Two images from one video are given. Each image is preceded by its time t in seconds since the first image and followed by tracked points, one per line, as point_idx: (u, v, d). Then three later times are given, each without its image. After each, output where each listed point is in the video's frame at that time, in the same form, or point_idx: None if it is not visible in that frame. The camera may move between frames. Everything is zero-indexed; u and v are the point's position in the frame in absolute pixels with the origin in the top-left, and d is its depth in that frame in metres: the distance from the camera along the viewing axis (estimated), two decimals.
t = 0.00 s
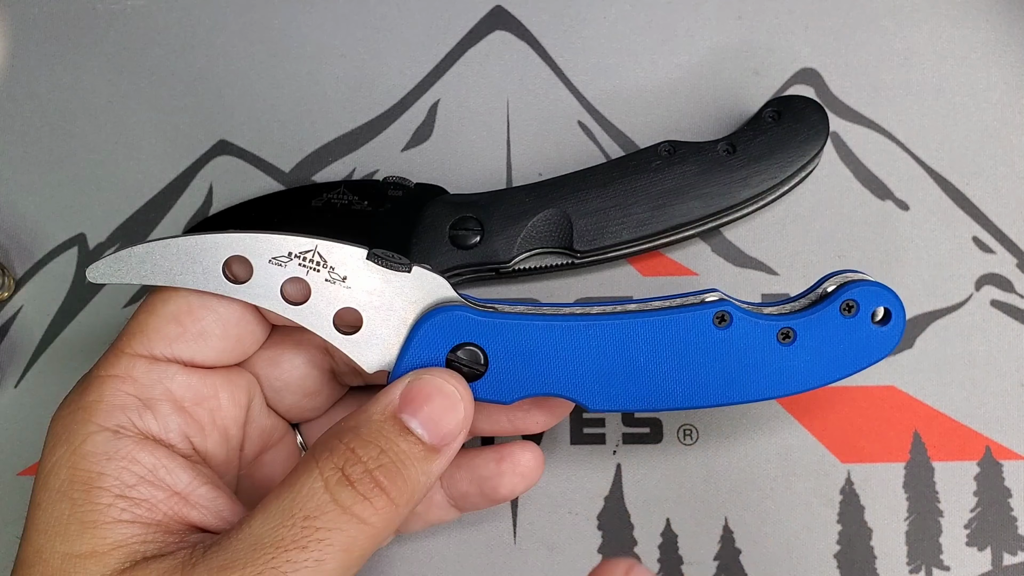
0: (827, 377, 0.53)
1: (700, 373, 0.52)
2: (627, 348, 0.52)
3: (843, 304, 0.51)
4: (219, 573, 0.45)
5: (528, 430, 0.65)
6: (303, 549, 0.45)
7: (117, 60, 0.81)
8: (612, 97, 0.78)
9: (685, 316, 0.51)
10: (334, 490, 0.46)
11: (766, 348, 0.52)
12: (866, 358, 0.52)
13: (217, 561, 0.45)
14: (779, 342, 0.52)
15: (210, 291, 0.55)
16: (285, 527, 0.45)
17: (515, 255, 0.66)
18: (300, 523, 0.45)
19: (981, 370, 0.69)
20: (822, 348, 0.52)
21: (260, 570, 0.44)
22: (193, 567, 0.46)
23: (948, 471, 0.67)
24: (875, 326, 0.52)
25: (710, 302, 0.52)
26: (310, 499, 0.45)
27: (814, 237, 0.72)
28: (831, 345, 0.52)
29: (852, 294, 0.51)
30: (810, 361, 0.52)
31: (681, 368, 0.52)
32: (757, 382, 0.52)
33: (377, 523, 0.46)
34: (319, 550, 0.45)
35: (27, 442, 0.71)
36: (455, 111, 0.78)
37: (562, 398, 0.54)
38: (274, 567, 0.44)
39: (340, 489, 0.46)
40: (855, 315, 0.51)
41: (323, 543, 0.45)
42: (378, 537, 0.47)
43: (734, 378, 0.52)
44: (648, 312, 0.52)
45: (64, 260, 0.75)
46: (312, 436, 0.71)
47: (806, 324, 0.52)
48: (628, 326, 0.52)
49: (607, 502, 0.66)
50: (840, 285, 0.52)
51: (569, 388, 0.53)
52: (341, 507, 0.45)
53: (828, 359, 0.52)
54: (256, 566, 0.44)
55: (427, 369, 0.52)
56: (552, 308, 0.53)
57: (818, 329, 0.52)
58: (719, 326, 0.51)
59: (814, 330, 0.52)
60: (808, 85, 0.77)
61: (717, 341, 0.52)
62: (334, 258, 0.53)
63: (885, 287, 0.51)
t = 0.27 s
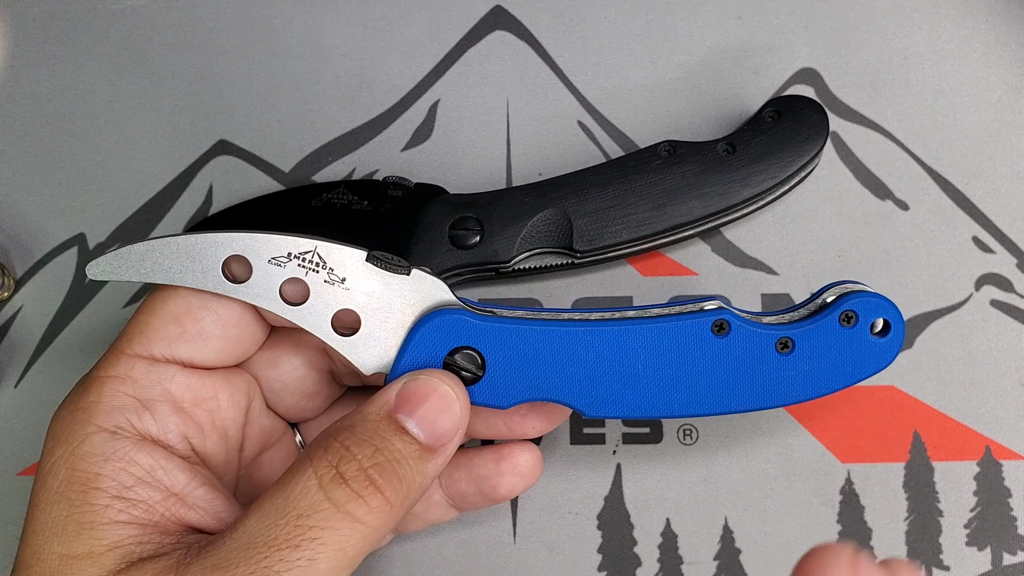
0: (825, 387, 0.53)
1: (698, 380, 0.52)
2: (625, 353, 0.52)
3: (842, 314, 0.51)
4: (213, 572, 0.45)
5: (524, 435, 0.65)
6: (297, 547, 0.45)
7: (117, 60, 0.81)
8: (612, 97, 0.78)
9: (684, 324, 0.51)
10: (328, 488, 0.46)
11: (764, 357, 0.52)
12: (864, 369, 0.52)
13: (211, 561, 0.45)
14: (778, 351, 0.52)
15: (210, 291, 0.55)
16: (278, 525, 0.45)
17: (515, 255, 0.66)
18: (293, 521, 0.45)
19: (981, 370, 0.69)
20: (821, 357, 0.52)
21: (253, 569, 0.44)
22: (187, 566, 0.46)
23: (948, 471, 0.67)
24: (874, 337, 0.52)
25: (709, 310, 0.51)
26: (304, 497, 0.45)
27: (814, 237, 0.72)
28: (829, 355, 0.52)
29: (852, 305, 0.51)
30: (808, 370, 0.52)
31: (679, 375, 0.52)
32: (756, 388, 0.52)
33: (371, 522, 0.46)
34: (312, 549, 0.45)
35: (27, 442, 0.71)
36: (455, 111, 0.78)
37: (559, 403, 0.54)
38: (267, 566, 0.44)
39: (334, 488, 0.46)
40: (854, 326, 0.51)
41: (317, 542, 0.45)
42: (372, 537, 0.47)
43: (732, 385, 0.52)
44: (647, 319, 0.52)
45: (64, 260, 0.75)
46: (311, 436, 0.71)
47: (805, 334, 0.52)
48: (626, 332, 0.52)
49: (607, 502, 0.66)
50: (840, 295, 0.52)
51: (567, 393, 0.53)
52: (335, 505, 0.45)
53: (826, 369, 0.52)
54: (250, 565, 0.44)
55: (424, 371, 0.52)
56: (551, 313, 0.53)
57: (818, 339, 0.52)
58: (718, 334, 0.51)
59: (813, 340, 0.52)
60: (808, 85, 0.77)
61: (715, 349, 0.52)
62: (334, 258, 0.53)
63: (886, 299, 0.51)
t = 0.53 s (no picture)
0: (825, 385, 0.53)
1: (699, 378, 0.52)
2: (626, 351, 0.52)
3: (843, 312, 0.51)
4: (216, 571, 0.45)
5: (525, 432, 0.65)
6: (300, 546, 0.45)
7: (117, 60, 0.81)
8: (612, 97, 0.78)
9: (685, 322, 0.51)
10: (331, 487, 0.46)
11: (765, 355, 0.52)
12: (865, 367, 0.52)
13: (214, 560, 0.45)
14: (778, 349, 0.52)
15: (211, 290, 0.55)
16: (282, 524, 0.45)
17: (515, 255, 0.66)
18: (297, 520, 0.45)
19: (981, 370, 0.69)
20: (821, 355, 0.52)
21: (256, 568, 0.44)
22: (191, 565, 0.46)
23: (947, 471, 0.67)
24: (875, 335, 0.52)
25: (710, 308, 0.52)
26: (307, 496, 0.45)
27: (814, 237, 0.72)
28: (830, 353, 0.52)
29: (852, 303, 0.51)
30: (809, 368, 0.52)
31: (679, 373, 0.52)
32: (756, 386, 0.52)
33: (374, 521, 0.46)
34: (315, 547, 0.45)
35: (27, 442, 0.71)
36: (455, 111, 0.78)
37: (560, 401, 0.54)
38: (271, 564, 0.44)
39: (337, 487, 0.46)
40: (855, 324, 0.51)
41: (320, 541, 0.45)
42: (375, 535, 0.47)
43: (733, 383, 0.52)
44: (648, 317, 0.52)
45: (64, 261, 0.75)
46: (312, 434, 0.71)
47: (806, 332, 0.52)
48: (627, 330, 0.52)
49: (607, 502, 0.66)
50: (840, 293, 0.52)
51: (568, 391, 0.53)
52: (338, 504, 0.45)
53: (827, 367, 0.52)
54: (253, 564, 0.44)
55: (426, 369, 0.52)
56: (552, 311, 0.53)
57: (818, 337, 0.52)
58: (718, 332, 0.51)
59: (814, 338, 0.52)
60: (808, 85, 0.77)
61: (716, 347, 0.52)
62: (334, 257, 0.53)
63: (887, 296, 0.51)
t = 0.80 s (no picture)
0: (825, 383, 0.53)
1: (699, 376, 0.52)
2: (626, 350, 0.52)
3: (842, 310, 0.51)
4: (218, 571, 0.45)
5: (526, 432, 0.65)
6: (302, 546, 0.45)
7: (117, 60, 0.81)
8: (612, 97, 0.78)
9: (684, 320, 0.51)
10: (333, 488, 0.46)
11: (764, 353, 0.52)
12: (864, 365, 0.52)
13: (216, 560, 0.45)
14: (778, 347, 0.52)
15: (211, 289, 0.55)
16: (283, 525, 0.45)
17: (515, 255, 0.66)
18: (299, 521, 0.45)
19: (981, 370, 0.69)
20: (821, 352, 0.52)
21: (258, 568, 0.44)
22: (192, 566, 0.46)
23: (947, 471, 0.67)
24: (874, 332, 0.52)
25: (709, 306, 0.52)
26: (309, 497, 0.45)
27: (813, 237, 0.72)
28: (829, 350, 0.52)
29: (851, 300, 0.51)
30: (808, 366, 0.52)
31: (679, 371, 0.52)
32: (756, 384, 0.52)
33: (376, 521, 0.46)
34: (317, 548, 0.45)
35: (27, 442, 0.71)
36: (455, 111, 0.78)
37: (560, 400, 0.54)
38: (273, 565, 0.44)
39: (338, 487, 0.46)
40: (854, 321, 0.51)
41: (322, 541, 0.45)
42: (376, 536, 0.47)
43: (732, 381, 0.52)
44: (647, 315, 0.52)
45: (64, 261, 0.75)
46: (312, 433, 0.71)
47: (805, 329, 0.52)
48: (626, 328, 0.52)
49: (607, 502, 0.66)
50: (839, 290, 0.52)
51: (568, 390, 0.53)
52: (340, 504, 0.45)
53: (827, 364, 0.52)
54: (255, 565, 0.44)
55: (426, 369, 0.52)
56: (551, 310, 0.53)
57: (817, 334, 0.52)
58: (718, 330, 0.51)
59: (813, 336, 0.52)
60: (808, 85, 0.77)
61: (716, 345, 0.52)
62: (334, 257, 0.53)
63: (886, 293, 0.51)
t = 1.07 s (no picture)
0: (825, 384, 0.53)
1: (700, 377, 0.52)
2: (626, 351, 0.52)
3: (842, 311, 0.51)
4: (219, 573, 0.45)
5: (525, 432, 0.65)
6: (303, 548, 0.45)
7: (117, 59, 0.81)
8: (612, 97, 0.78)
9: (685, 321, 0.51)
10: (334, 489, 0.46)
11: (765, 354, 0.52)
12: (864, 366, 0.53)
13: (217, 561, 0.45)
14: (778, 348, 0.52)
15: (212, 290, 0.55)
16: (284, 526, 0.45)
17: (515, 255, 0.66)
18: (300, 522, 0.45)
19: (980, 370, 0.70)
20: (821, 354, 0.52)
21: (259, 570, 0.44)
22: (194, 567, 0.46)
23: (947, 471, 0.68)
24: (874, 333, 0.52)
25: (709, 308, 0.52)
26: (310, 498, 0.45)
27: (813, 237, 0.72)
28: (830, 351, 0.52)
29: (851, 302, 0.51)
30: (808, 367, 0.52)
31: (680, 372, 0.52)
32: (756, 385, 0.52)
33: (377, 522, 0.46)
34: (318, 549, 0.45)
35: (28, 442, 0.71)
36: (455, 112, 0.78)
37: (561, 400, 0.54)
38: (274, 566, 0.44)
39: (340, 488, 0.46)
40: (854, 322, 0.51)
41: (323, 542, 0.45)
42: (378, 537, 0.47)
43: (733, 382, 0.52)
44: (648, 316, 0.52)
45: (64, 261, 0.75)
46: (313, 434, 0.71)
47: (806, 330, 0.52)
48: (627, 330, 0.52)
49: (607, 502, 0.67)
50: (839, 292, 0.52)
51: (568, 391, 0.53)
52: (341, 506, 0.45)
53: (827, 365, 0.52)
54: (256, 566, 0.44)
55: (427, 370, 0.52)
56: (552, 311, 0.53)
57: (818, 335, 0.52)
58: (718, 331, 0.51)
59: (814, 337, 0.52)
60: (808, 85, 0.77)
61: (716, 346, 0.52)
62: (336, 258, 0.53)
63: (886, 294, 0.51)
